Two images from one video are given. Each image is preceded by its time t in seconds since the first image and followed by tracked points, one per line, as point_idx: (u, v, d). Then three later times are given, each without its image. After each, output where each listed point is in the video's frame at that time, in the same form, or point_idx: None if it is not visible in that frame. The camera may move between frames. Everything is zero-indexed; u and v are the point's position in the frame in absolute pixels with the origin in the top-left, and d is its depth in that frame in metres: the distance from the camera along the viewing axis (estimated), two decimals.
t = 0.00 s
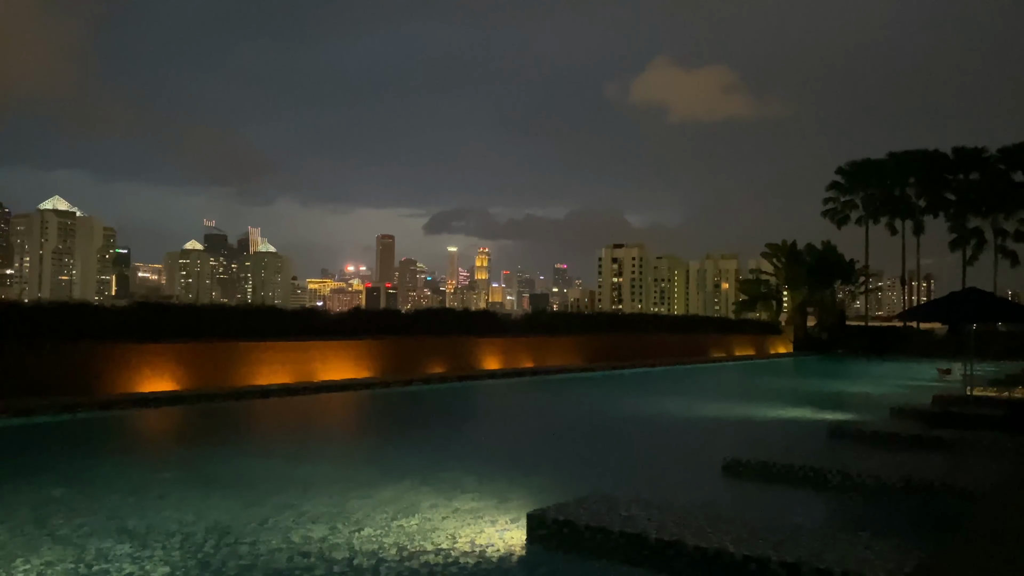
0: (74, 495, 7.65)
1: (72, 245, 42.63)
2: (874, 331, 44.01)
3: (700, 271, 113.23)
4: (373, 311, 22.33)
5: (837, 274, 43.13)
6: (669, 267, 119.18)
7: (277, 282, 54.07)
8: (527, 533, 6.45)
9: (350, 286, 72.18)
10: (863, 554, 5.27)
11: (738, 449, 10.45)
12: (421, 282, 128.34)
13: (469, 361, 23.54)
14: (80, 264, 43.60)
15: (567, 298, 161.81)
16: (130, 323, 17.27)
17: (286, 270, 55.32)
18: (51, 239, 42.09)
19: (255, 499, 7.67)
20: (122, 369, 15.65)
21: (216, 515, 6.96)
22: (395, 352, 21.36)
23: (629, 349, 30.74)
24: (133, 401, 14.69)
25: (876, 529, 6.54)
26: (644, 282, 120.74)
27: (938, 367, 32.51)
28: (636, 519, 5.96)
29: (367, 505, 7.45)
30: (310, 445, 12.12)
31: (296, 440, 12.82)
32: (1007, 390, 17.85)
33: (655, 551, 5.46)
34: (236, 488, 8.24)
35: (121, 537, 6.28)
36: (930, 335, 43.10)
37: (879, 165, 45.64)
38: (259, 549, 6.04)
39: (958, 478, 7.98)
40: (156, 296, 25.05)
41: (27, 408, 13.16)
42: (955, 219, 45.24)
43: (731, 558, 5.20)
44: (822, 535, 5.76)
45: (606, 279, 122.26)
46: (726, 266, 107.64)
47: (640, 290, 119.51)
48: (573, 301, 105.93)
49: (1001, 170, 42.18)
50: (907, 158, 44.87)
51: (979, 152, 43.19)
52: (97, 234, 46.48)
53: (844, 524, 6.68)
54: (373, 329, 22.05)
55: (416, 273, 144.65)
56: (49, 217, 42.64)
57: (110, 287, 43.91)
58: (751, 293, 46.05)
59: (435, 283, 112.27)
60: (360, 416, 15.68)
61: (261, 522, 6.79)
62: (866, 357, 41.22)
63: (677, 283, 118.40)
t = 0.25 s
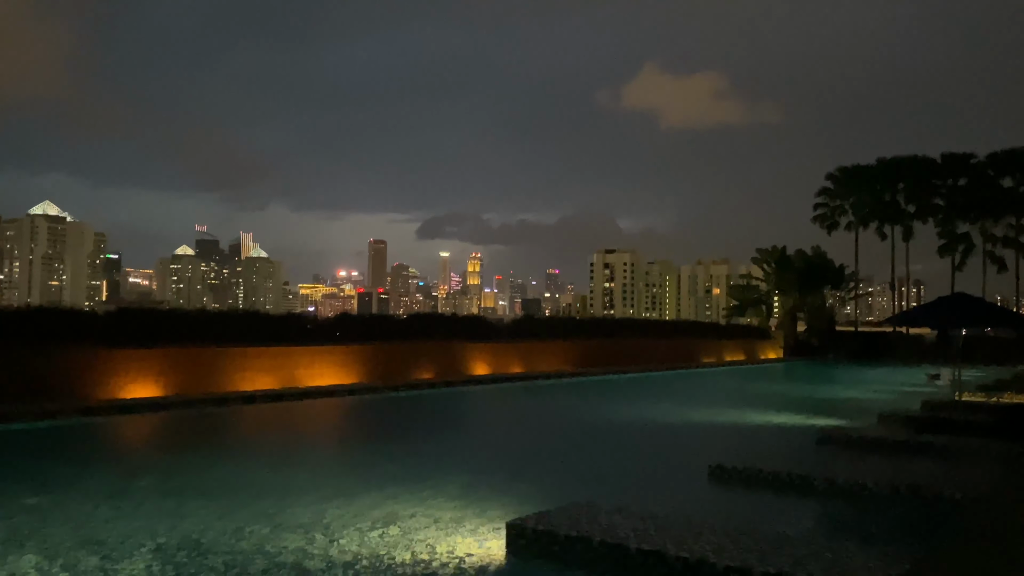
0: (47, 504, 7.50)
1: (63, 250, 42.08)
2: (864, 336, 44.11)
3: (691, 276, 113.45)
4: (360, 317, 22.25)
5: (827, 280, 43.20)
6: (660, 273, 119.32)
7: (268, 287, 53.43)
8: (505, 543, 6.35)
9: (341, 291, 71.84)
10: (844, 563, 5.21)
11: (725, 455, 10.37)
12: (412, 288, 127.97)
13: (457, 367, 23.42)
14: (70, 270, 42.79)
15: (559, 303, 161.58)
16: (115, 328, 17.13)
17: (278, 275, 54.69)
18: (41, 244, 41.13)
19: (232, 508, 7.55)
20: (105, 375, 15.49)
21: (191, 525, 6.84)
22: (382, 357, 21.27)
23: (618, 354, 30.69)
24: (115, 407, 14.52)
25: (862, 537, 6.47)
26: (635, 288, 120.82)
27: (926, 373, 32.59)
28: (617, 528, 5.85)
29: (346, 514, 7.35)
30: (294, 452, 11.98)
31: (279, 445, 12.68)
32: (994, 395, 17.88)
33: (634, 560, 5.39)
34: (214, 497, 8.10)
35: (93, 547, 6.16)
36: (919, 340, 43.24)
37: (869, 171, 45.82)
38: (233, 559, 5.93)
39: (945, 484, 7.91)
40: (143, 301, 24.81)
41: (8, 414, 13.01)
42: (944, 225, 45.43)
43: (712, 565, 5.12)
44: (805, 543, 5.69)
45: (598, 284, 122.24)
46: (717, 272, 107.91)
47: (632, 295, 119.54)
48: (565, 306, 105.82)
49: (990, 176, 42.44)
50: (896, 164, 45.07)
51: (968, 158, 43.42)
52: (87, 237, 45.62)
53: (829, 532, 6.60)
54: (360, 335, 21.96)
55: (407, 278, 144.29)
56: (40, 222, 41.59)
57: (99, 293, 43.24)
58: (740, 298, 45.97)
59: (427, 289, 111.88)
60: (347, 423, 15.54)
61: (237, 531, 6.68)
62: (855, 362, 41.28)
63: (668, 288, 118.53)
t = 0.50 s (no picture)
0: (18, 515, 7.30)
1: (50, 255, 41.49)
2: (852, 341, 44.17)
3: (681, 281, 113.55)
4: (345, 322, 22.08)
5: (815, 285, 43.27)
6: (650, 278, 119.38)
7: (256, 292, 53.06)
8: (486, 554, 6.21)
9: (331, 296, 71.50)
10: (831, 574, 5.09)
11: (711, 462, 10.24)
12: (402, 292, 127.59)
13: (443, 372, 23.25)
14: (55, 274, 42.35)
15: (548, 307, 161.32)
16: (96, 334, 16.92)
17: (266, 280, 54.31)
18: (26, 249, 40.69)
19: (206, 519, 7.37)
20: (84, 381, 15.27)
21: (165, 536, 6.66)
22: (368, 363, 21.10)
23: (606, 359, 30.58)
24: (94, 414, 14.30)
25: (850, 547, 6.36)
26: (625, 293, 120.83)
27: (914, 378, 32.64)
28: (600, 539, 5.72)
29: (324, 524, 7.18)
30: (275, 459, 11.79)
31: (260, 453, 12.49)
32: (981, 400, 17.85)
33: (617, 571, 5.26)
34: (191, 506, 7.93)
35: (61, 560, 5.98)
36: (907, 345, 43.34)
37: (856, 176, 45.94)
38: (205, 572, 5.76)
39: (933, 492, 7.82)
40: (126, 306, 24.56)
41: None
42: (931, 230, 45.58)
43: None
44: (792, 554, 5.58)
45: (587, 289, 122.26)
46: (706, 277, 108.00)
47: (621, 300, 119.58)
48: (555, 311, 105.72)
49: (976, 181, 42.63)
50: (883, 170, 45.21)
51: (954, 164, 43.60)
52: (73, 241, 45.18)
53: (816, 542, 6.49)
54: (346, 340, 21.79)
55: (397, 282, 143.84)
56: (25, 227, 41.14)
57: (85, 297, 42.84)
58: (729, 303, 46.00)
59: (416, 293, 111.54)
60: (331, 429, 15.35)
61: (211, 543, 6.50)
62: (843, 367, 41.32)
63: (658, 293, 118.60)
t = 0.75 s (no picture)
0: None
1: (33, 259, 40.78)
2: (837, 346, 44.23)
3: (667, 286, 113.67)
4: (327, 327, 21.84)
5: (800, 290, 43.32)
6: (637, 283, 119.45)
7: (243, 297, 52.67)
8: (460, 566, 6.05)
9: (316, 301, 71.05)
10: None
11: (695, 470, 10.09)
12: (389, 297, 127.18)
13: (427, 378, 23.03)
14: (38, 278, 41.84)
15: (536, 312, 161.17)
16: (73, 339, 16.64)
17: (253, 285, 53.87)
18: (8, 253, 40.18)
19: (174, 531, 7.16)
20: (58, 388, 14.97)
21: (128, 550, 6.45)
22: (350, 369, 20.86)
23: (592, 363, 30.45)
24: (69, 421, 14.04)
25: (834, 558, 6.22)
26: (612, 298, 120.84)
27: (899, 383, 32.67)
28: (577, 551, 5.56)
29: (295, 536, 6.99)
30: (252, 467, 11.55)
31: (237, 461, 12.26)
32: (966, 405, 17.79)
33: None
34: (159, 517, 7.71)
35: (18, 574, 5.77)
36: (891, 350, 43.43)
37: (841, 181, 46.08)
38: None
39: (920, 500, 7.70)
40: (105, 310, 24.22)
41: None
42: (915, 235, 45.76)
43: None
44: (772, 566, 5.43)
45: (574, 293, 122.14)
46: (693, 282, 108.11)
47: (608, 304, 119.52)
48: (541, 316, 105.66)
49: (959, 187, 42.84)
50: (868, 175, 45.38)
51: (938, 170, 43.81)
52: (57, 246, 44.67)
53: (801, 554, 6.34)
54: (328, 345, 21.55)
55: (384, 287, 143.33)
56: (8, 231, 40.64)
57: (69, 302, 42.35)
58: (715, 308, 46.03)
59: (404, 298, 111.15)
60: (312, 436, 15.13)
61: (176, 556, 6.30)
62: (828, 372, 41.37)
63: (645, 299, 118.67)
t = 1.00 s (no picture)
0: None
1: (13, 262, 39.93)
2: (821, 349, 44.34)
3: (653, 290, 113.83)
4: (308, 331, 21.58)
5: (784, 293, 43.41)
6: (622, 286, 119.56)
7: (226, 300, 52.14)
8: None
9: (302, 304, 70.58)
10: None
11: (678, 475, 9.98)
12: (374, 301, 126.67)
13: (410, 382, 22.83)
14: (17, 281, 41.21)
15: (521, 316, 160.98)
16: (48, 343, 16.32)
17: (236, 289, 53.36)
18: None
19: (141, 541, 6.94)
20: (30, 393, 14.67)
21: (92, 560, 6.23)
22: (331, 373, 20.61)
23: (576, 367, 30.31)
24: (41, 426, 13.74)
25: (817, 564, 6.12)
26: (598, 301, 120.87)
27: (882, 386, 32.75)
28: (554, 560, 5.40)
29: (267, 546, 6.78)
30: (228, 474, 11.33)
31: (213, 466, 12.03)
32: (949, 409, 17.78)
33: None
34: (127, 527, 7.49)
35: None
36: (874, 353, 43.59)
37: (825, 185, 46.24)
38: None
39: (904, 505, 7.61)
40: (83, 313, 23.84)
41: None
42: (898, 239, 45.97)
43: None
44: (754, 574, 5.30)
45: (560, 297, 122.06)
46: (679, 286, 108.30)
47: (594, 308, 119.55)
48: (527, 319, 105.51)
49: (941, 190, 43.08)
50: (851, 179, 45.56)
51: (921, 174, 44.04)
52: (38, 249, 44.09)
53: (784, 561, 6.23)
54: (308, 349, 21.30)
55: (369, 291, 142.74)
56: None
57: (48, 305, 41.78)
58: (699, 311, 46.06)
59: (389, 302, 110.70)
60: (291, 441, 14.91)
61: (141, 567, 6.08)
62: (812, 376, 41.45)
63: (630, 302, 118.80)
